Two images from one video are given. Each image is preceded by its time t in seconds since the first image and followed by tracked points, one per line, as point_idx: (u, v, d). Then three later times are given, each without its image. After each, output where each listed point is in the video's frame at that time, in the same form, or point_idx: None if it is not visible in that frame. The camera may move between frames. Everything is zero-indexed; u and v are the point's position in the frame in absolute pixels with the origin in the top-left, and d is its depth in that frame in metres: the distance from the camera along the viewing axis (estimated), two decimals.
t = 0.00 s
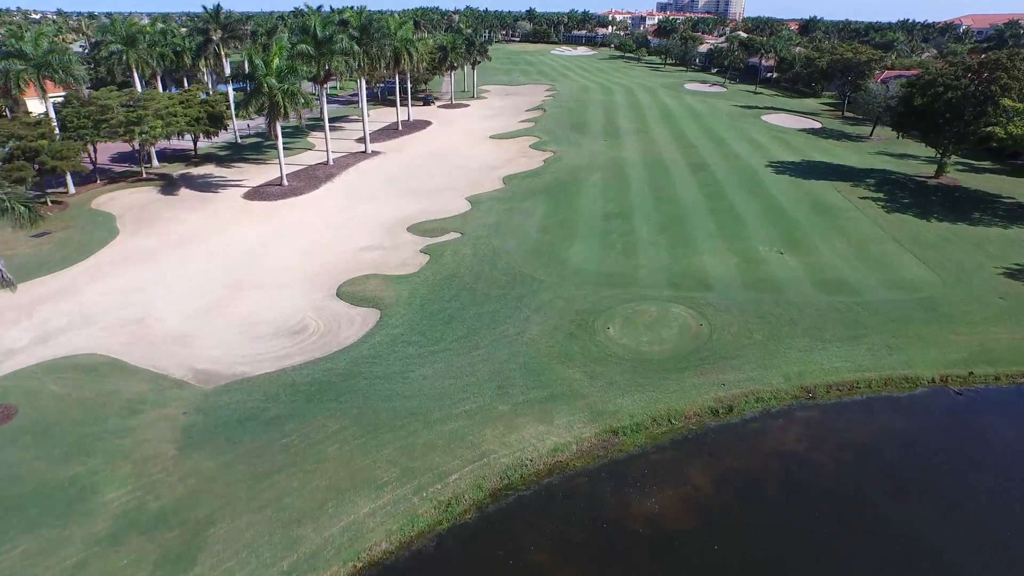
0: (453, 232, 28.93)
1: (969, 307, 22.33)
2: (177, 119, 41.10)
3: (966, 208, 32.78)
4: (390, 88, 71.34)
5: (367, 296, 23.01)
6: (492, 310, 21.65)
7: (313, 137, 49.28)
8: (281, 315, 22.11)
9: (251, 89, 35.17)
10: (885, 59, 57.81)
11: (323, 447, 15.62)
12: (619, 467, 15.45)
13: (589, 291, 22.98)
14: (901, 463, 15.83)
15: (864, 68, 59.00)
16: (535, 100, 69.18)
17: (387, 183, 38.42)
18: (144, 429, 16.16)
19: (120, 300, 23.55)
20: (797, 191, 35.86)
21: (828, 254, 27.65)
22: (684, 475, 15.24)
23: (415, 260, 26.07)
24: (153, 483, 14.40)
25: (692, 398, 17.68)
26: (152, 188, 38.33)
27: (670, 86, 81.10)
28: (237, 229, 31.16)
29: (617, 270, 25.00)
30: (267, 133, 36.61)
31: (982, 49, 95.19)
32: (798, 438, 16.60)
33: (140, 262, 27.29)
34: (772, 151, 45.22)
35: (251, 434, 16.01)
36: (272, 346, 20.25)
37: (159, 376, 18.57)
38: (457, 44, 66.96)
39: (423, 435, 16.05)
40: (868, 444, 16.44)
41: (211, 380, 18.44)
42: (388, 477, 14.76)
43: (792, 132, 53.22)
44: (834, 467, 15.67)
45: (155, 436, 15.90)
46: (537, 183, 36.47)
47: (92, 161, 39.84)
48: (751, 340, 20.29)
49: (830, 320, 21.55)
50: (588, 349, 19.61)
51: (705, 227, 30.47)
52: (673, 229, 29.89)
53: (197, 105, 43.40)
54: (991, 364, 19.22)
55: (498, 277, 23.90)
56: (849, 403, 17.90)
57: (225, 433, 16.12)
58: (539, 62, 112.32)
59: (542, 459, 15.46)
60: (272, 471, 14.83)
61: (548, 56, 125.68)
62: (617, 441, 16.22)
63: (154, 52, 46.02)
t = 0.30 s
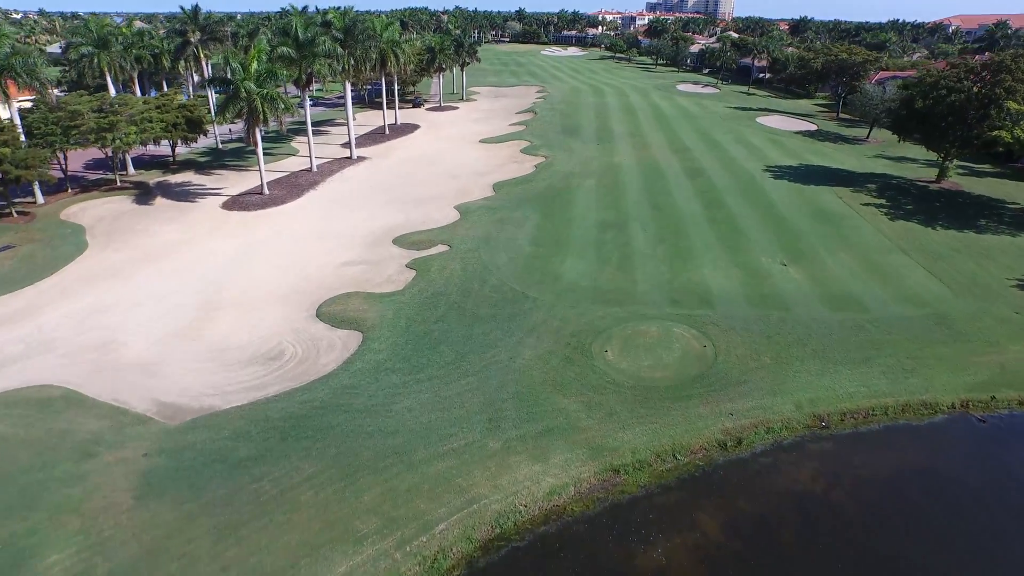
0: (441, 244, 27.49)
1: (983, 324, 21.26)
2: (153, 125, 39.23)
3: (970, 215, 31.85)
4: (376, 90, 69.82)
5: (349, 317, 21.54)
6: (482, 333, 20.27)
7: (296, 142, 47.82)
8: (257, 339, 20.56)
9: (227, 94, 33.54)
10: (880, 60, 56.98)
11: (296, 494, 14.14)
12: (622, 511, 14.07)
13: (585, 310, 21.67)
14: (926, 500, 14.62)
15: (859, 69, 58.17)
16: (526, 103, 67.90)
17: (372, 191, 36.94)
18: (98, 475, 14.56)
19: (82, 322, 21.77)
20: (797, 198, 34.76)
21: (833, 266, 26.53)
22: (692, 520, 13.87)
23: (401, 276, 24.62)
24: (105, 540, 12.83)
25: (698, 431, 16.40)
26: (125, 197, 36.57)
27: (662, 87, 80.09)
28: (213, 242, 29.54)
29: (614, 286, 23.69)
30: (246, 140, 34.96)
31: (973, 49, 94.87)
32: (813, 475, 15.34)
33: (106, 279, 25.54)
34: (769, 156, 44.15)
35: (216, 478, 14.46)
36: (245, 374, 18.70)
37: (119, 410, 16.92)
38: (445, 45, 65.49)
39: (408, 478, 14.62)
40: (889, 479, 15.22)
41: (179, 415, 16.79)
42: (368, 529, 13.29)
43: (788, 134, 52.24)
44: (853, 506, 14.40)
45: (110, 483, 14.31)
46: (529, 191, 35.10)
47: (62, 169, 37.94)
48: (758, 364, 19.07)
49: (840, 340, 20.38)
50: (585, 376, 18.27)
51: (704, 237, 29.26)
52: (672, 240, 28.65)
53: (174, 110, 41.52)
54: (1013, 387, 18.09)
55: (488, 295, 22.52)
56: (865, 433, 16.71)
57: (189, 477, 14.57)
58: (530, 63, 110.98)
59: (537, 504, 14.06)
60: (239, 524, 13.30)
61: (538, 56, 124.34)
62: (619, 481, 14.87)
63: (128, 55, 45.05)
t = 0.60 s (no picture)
0: (432, 258, 26.10)
1: (1006, 343, 20.05)
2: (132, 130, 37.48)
3: (981, 222, 30.75)
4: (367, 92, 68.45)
5: (332, 340, 20.13)
6: (475, 358, 18.94)
7: (283, 147, 46.41)
8: (233, 364, 19.05)
9: (208, 99, 32.01)
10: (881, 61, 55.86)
11: (268, 548, 12.66)
12: (629, 564, 12.64)
13: (584, 331, 20.34)
14: (963, 546, 13.25)
15: (859, 70, 57.04)
16: (520, 105, 66.59)
17: (361, 199, 35.55)
18: (47, 527, 12.98)
19: (45, 346, 20.14)
20: (801, 205, 33.58)
21: (842, 279, 25.31)
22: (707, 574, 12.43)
23: (389, 294, 23.22)
24: None
25: (710, 469, 15.07)
26: (102, 206, 34.94)
27: (658, 88, 78.95)
28: (192, 254, 27.98)
29: (614, 302, 22.36)
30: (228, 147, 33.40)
31: (971, 49, 94.00)
32: (836, 518, 13.99)
33: (74, 296, 23.89)
34: (771, 160, 42.96)
35: (179, 530, 12.96)
36: (219, 406, 17.18)
37: (77, 449, 15.34)
38: (438, 46, 64.03)
39: (393, 528, 13.20)
40: (919, 522, 13.87)
41: (143, 454, 15.22)
42: None
43: (788, 137, 51.15)
44: (883, 554, 13.04)
45: (60, 538, 12.74)
46: (524, 199, 33.73)
47: (36, 177, 36.27)
48: (770, 391, 17.81)
49: (855, 362, 19.12)
50: (585, 407, 16.94)
51: (707, 248, 27.99)
52: (674, 251, 27.36)
53: (156, 115, 39.80)
54: None
55: (482, 316, 21.17)
56: (888, 468, 15.40)
57: (149, 529, 13.02)
58: (524, 63, 109.58)
59: (535, 558, 12.65)
60: None
61: (532, 57, 123.02)
62: (625, 527, 13.49)
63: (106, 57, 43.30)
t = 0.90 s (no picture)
0: (424, 273, 24.74)
1: None
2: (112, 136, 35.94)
3: (996, 232, 29.52)
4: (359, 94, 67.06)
5: (316, 366, 18.74)
6: (468, 387, 17.61)
7: (271, 152, 45.07)
8: (206, 394, 17.62)
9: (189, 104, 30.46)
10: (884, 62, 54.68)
11: None
12: None
13: (585, 355, 19.04)
14: None
15: (862, 72, 55.86)
16: (515, 107, 65.28)
17: (350, 209, 34.18)
18: None
19: (5, 373, 18.67)
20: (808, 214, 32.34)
21: (855, 294, 24.02)
22: None
23: (378, 313, 21.83)
24: None
25: (724, 514, 13.68)
26: (80, 215, 33.37)
27: (656, 90, 77.77)
28: (170, 269, 26.52)
29: (616, 322, 21.05)
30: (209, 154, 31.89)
31: (972, 49, 92.96)
32: (866, 571, 12.58)
33: (42, 316, 22.42)
34: (775, 165, 41.71)
35: None
36: (188, 442, 15.74)
37: (29, 496, 13.87)
38: (431, 47, 62.56)
39: None
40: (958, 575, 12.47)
41: (103, 501, 13.78)
42: None
43: (790, 140, 49.98)
44: None
45: None
46: (521, 207, 32.33)
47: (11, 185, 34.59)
48: (786, 423, 16.50)
49: (875, 389, 17.83)
50: (587, 444, 15.62)
51: (712, 260, 26.70)
52: (678, 264, 26.06)
53: (137, 119, 38.32)
54: None
55: (477, 338, 19.82)
56: (919, 511, 14.03)
57: None
58: (520, 64, 108.05)
59: None
60: None
61: (528, 58, 121.69)
62: None
63: (83, 59, 41.47)
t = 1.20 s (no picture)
0: (415, 290, 23.38)
1: None
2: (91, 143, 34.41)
3: (1013, 243, 28.23)
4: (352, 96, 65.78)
5: (297, 396, 17.38)
6: (461, 421, 16.28)
7: (259, 157, 43.94)
8: (177, 429, 16.22)
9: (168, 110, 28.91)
10: (888, 63, 53.53)
11: None
12: None
13: (586, 384, 17.72)
14: None
15: (866, 74, 54.69)
16: (512, 109, 63.96)
17: (340, 219, 32.79)
18: None
19: None
20: (816, 223, 31.06)
21: (870, 311, 22.69)
22: None
23: (365, 335, 20.48)
24: None
25: (743, 569, 12.22)
26: (56, 225, 31.85)
27: (655, 91, 76.55)
28: (147, 285, 25.09)
29: (620, 344, 19.71)
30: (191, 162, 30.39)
31: (972, 50, 92.16)
32: None
33: (6, 337, 21.01)
34: (780, 170, 40.45)
35: None
36: (153, 486, 14.34)
37: None
38: (426, 48, 61.15)
39: None
40: None
41: (52, 559, 12.38)
42: None
43: (793, 144, 48.78)
44: None
45: None
46: (518, 217, 30.98)
47: None
48: (806, 461, 15.14)
49: (899, 420, 16.48)
50: (590, 487, 14.27)
51: (719, 273, 25.39)
52: (683, 278, 24.73)
53: (118, 125, 36.91)
54: None
55: (471, 364, 18.48)
56: (958, 563, 12.51)
57: None
58: (517, 65, 106.70)
59: None
60: None
61: (525, 58, 120.37)
62: None
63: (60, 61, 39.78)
